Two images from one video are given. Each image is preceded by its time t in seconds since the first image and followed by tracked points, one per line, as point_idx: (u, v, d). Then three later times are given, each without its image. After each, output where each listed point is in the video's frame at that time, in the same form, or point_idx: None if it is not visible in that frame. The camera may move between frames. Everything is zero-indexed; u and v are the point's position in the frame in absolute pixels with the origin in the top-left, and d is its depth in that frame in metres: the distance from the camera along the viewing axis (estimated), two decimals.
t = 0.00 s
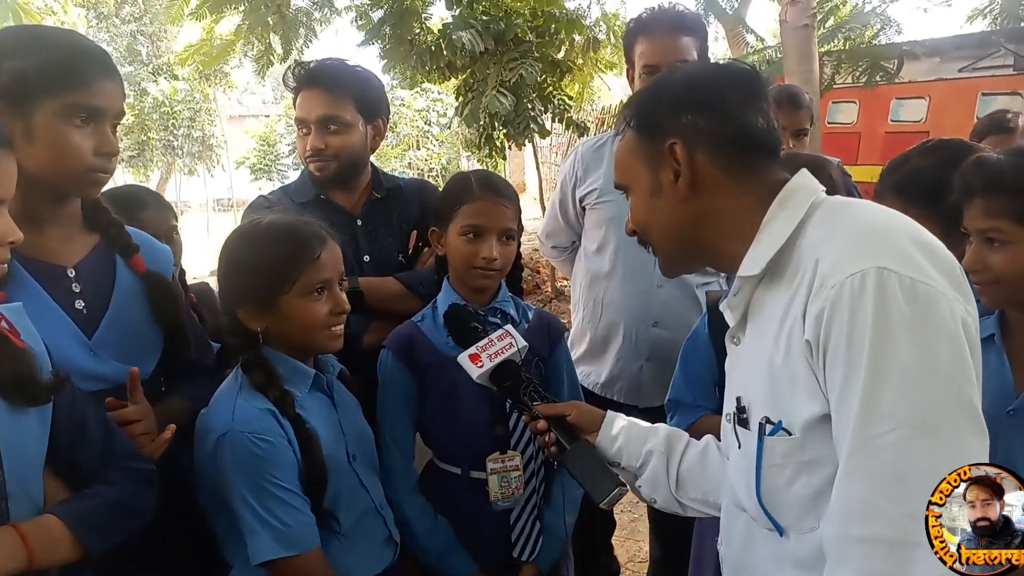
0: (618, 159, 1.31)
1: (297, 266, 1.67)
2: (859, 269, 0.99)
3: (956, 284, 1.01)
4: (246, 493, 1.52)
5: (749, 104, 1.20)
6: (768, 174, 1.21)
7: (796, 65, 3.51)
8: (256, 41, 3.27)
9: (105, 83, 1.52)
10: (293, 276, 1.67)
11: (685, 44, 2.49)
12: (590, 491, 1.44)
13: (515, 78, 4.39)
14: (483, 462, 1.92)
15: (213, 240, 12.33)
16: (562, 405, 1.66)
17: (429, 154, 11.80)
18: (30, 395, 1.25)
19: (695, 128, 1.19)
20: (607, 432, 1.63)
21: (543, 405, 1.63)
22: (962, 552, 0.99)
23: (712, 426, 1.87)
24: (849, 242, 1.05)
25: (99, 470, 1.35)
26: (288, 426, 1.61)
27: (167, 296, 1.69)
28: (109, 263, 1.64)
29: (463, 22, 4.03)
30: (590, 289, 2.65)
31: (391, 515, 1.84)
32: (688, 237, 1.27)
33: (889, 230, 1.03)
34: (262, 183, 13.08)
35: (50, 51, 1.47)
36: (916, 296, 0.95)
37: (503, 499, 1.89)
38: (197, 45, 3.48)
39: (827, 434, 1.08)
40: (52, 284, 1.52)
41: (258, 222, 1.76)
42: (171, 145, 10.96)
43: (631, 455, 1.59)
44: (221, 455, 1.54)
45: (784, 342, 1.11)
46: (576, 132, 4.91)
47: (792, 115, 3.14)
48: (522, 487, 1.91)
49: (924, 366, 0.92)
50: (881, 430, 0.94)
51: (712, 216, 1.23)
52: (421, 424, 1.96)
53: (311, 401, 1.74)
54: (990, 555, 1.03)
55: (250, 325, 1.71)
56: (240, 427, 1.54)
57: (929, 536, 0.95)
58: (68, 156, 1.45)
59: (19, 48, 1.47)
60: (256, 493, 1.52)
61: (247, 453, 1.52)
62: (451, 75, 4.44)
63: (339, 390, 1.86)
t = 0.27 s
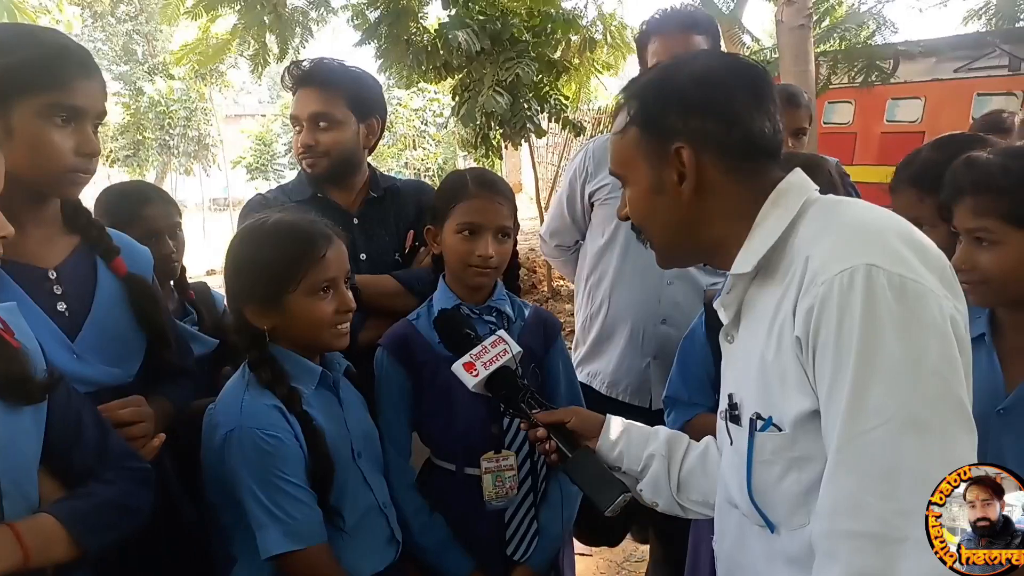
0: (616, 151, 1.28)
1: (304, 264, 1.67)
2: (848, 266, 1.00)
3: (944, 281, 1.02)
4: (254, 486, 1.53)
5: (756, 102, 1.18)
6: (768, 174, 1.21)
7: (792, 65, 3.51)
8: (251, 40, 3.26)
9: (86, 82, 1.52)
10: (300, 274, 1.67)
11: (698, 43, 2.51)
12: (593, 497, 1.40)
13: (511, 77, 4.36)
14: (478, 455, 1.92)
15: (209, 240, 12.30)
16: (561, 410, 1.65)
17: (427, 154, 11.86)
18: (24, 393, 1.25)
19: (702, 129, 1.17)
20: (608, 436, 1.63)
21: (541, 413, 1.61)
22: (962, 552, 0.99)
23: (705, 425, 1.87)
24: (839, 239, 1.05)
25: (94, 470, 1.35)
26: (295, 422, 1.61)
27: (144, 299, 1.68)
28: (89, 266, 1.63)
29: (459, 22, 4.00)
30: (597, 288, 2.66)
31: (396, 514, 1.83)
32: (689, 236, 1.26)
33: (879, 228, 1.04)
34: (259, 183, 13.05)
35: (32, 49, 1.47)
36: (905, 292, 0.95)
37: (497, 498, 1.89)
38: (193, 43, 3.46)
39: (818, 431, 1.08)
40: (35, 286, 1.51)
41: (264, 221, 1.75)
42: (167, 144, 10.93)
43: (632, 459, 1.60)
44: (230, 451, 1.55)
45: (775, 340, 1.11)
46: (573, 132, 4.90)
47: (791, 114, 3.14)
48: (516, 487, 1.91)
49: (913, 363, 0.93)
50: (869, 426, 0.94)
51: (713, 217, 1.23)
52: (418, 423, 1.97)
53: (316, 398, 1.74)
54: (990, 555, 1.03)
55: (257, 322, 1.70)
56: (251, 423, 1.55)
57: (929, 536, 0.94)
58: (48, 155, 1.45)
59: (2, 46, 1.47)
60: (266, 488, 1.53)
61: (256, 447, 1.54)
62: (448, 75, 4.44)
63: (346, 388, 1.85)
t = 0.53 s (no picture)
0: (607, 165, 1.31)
1: (308, 263, 1.67)
2: (841, 271, 1.00)
3: (937, 284, 1.02)
4: (259, 485, 1.54)
5: (736, 106, 1.21)
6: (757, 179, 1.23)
7: (792, 65, 3.51)
8: (251, 41, 3.26)
9: (52, 78, 1.53)
10: (306, 272, 1.67)
11: (697, 41, 2.50)
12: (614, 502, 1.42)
13: (511, 78, 4.37)
14: (479, 456, 1.92)
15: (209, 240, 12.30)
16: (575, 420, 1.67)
17: (427, 155, 11.90)
18: (24, 394, 1.25)
19: (681, 130, 1.20)
20: (626, 441, 1.64)
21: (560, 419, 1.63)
22: (962, 552, 0.99)
23: (704, 425, 1.87)
24: (832, 244, 1.05)
25: (93, 470, 1.35)
26: (299, 421, 1.61)
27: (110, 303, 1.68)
28: (55, 269, 1.63)
29: (459, 22, 4.00)
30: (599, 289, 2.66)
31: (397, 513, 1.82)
32: (682, 238, 1.26)
33: (871, 231, 1.04)
34: (259, 183, 13.05)
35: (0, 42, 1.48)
36: (898, 297, 0.96)
37: (498, 497, 1.90)
38: (192, 44, 3.46)
39: (815, 435, 1.08)
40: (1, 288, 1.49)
41: (271, 221, 1.75)
42: (167, 145, 10.93)
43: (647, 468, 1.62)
44: (235, 450, 1.56)
45: (770, 345, 1.11)
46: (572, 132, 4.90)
47: (792, 114, 3.14)
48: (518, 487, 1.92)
49: (907, 367, 0.93)
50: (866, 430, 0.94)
51: (715, 219, 1.22)
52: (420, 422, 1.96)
53: (323, 397, 1.73)
54: (990, 555, 1.03)
55: (262, 322, 1.71)
56: (259, 423, 1.56)
57: (930, 537, 0.94)
58: (17, 152, 1.47)
59: None
60: (272, 488, 1.54)
61: (261, 445, 1.54)
62: (447, 75, 4.44)
63: (349, 386, 1.86)
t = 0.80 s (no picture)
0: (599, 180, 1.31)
1: (307, 261, 1.67)
2: (834, 272, 1.00)
3: (932, 285, 1.01)
4: (253, 485, 1.54)
5: (724, 114, 1.22)
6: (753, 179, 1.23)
7: (794, 66, 3.51)
8: (253, 41, 3.25)
9: (15, 75, 1.57)
10: (307, 271, 1.67)
11: (688, 41, 2.49)
12: (608, 498, 1.43)
13: (512, 79, 4.37)
14: (486, 454, 1.92)
15: (211, 240, 12.33)
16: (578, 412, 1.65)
17: (427, 155, 11.82)
18: (26, 394, 1.25)
19: (670, 142, 1.20)
20: (625, 440, 1.63)
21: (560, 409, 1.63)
22: (962, 552, 0.99)
23: (704, 427, 1.87)
24: (827, 245, 1.05)
25: (93, 470, 1.36)
26: (297, 420, 1.61)
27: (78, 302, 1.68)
28: (21, 273, 1.56)
29: (461, 23, 4.01)
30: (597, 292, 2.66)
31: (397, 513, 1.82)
32: (681, 247, 1.26)
33: (865, 232, 1.04)
34: (260, 183, 13.07)
35: None
36: (890, 297, 0.95)
37: (506, 494, 1.90)
38: (195, 43, 3.46)
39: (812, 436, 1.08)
40: None
41: (273, 219, 1.75)
42: (169, 144, 10.96)
43: (648, 463, 1.61)
44: (233, 446, 1.56)
45: (766, 347, 1.11)
46: (574, 134, 4.91)
47: (799, 116, 3.14)
48: (527, 485, 1.92)
49: (900, 367, 0.93)
50: (859, 431, 0.94)
51: (715, 225, 1.22)
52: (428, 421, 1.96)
53: (322, 396, 1.73)
54: (990, 555, 1.03)
55: (262, 321, 1.71)
56: (253, 420, 1.56)
57: (929, 537, 0.94)
58: None
59: None
60: (266, 488, 1.54)
61: (257, 446, 1.54)
62: (449, 75, 4.44)
63: (351, 385, 1.85)
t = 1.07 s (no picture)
0: (605, 177, 1.31)
1: (310, 260, 1.66)
2: (846, 271, 0.99)
3: (943, 285, 1.01)
4: (250, 489, 1.54)
5: (734, 113, 1.21)
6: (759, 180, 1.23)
7: (798, 66, 3.50)
8: (256, 41, 3.24)
9: None
10: (311, 270, 1.66)
11: (672, 40, 2.49)
12: (607, 500, 1.43)
13: (516, 79, 4.34)
14: (499, 451, 1.93)
15: (214, 239, 12.38)
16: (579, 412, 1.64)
17: (430, 153, 11.96)
18: (27, 395, 1.25)
19: (676, 141, 1.20)
20: (625, 439, 1.63)
21: (561, 412, 1.62)
22: (962, 552, 0.99)
23: (704, 427, 1.87)
24: (838, 245, 1.04)
25: (92, 470, 1.36)
26: (295, 421, 1.61)
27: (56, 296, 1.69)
28: None
29: (463, 22, 4.05)
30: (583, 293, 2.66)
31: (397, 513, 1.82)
32: (682, 245, 1.26)
33: (876, 233, 1.03)
34: (263, 182, 13.09)
35: None
36: (902, 298, 0.95)
37: (517, 491, 1.90)
38: (198, 42, 3.43)
39: (819, 435, 1.08)
40: None
41: (276, 216, 1.74)
42: (172, 143, 10.99)
43: (648, 464, 1.61)
44: (231, 445, 1.54)
45: (774, 346, 1.11)
46: (577, 134, 4.91)
47: (816, 117, 3.14)
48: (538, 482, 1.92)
49: (911, 368, 0.92)
50: (870, 432, 0.94)
51: (719, 225, 1.22)
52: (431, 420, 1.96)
53: (321, 395, 1.73)
54: (990, 555, 1.02)
55: (264, 319, 1.71)
56: (249, 420, 1.55)
57: (929, 536, 0.94)
58: None
59: None
60: (263, 489, 1.54)
61: (254, 448, 1.54)
62: (452, 75, 4.45)
63: (351, 384, 1.85)
